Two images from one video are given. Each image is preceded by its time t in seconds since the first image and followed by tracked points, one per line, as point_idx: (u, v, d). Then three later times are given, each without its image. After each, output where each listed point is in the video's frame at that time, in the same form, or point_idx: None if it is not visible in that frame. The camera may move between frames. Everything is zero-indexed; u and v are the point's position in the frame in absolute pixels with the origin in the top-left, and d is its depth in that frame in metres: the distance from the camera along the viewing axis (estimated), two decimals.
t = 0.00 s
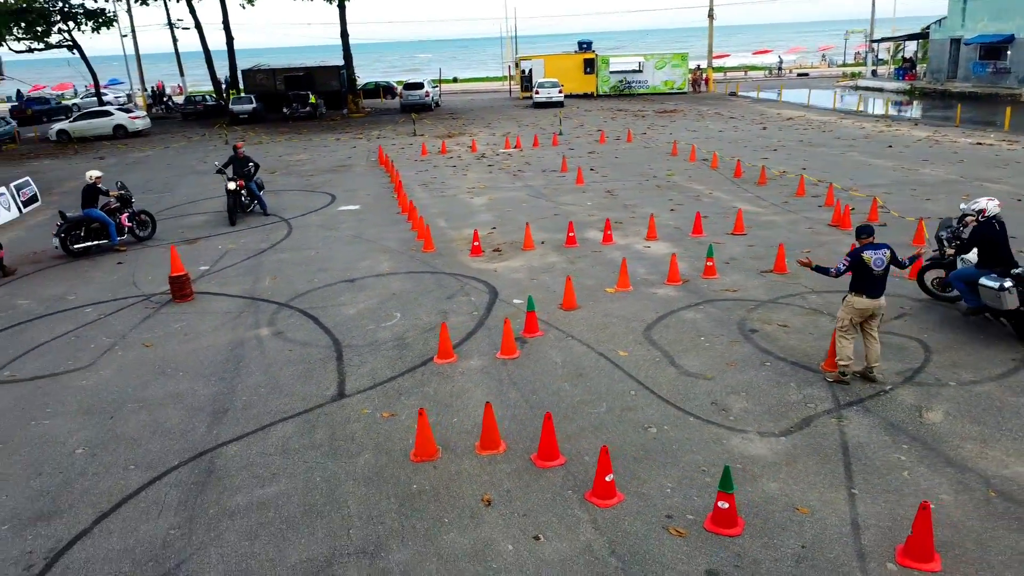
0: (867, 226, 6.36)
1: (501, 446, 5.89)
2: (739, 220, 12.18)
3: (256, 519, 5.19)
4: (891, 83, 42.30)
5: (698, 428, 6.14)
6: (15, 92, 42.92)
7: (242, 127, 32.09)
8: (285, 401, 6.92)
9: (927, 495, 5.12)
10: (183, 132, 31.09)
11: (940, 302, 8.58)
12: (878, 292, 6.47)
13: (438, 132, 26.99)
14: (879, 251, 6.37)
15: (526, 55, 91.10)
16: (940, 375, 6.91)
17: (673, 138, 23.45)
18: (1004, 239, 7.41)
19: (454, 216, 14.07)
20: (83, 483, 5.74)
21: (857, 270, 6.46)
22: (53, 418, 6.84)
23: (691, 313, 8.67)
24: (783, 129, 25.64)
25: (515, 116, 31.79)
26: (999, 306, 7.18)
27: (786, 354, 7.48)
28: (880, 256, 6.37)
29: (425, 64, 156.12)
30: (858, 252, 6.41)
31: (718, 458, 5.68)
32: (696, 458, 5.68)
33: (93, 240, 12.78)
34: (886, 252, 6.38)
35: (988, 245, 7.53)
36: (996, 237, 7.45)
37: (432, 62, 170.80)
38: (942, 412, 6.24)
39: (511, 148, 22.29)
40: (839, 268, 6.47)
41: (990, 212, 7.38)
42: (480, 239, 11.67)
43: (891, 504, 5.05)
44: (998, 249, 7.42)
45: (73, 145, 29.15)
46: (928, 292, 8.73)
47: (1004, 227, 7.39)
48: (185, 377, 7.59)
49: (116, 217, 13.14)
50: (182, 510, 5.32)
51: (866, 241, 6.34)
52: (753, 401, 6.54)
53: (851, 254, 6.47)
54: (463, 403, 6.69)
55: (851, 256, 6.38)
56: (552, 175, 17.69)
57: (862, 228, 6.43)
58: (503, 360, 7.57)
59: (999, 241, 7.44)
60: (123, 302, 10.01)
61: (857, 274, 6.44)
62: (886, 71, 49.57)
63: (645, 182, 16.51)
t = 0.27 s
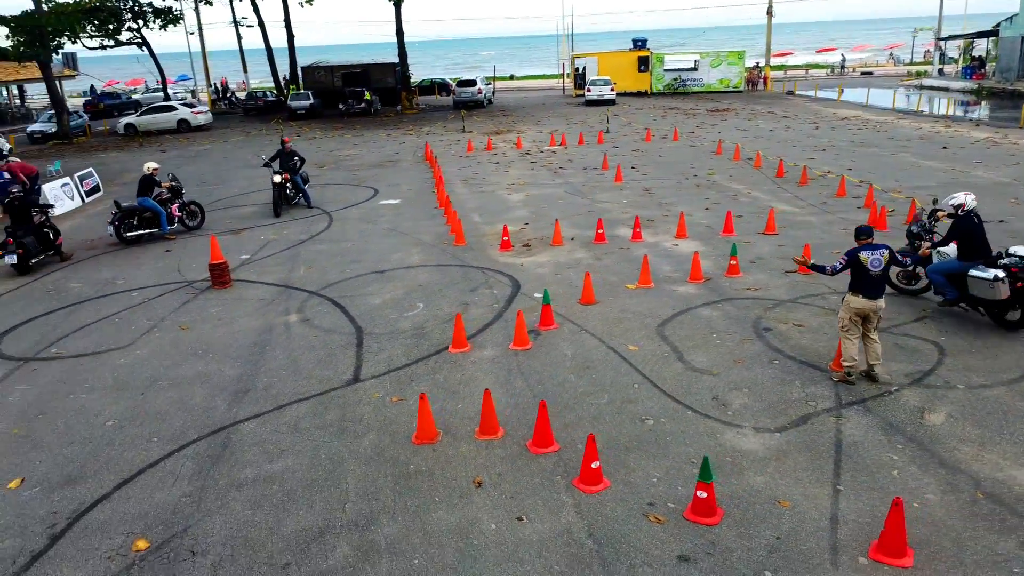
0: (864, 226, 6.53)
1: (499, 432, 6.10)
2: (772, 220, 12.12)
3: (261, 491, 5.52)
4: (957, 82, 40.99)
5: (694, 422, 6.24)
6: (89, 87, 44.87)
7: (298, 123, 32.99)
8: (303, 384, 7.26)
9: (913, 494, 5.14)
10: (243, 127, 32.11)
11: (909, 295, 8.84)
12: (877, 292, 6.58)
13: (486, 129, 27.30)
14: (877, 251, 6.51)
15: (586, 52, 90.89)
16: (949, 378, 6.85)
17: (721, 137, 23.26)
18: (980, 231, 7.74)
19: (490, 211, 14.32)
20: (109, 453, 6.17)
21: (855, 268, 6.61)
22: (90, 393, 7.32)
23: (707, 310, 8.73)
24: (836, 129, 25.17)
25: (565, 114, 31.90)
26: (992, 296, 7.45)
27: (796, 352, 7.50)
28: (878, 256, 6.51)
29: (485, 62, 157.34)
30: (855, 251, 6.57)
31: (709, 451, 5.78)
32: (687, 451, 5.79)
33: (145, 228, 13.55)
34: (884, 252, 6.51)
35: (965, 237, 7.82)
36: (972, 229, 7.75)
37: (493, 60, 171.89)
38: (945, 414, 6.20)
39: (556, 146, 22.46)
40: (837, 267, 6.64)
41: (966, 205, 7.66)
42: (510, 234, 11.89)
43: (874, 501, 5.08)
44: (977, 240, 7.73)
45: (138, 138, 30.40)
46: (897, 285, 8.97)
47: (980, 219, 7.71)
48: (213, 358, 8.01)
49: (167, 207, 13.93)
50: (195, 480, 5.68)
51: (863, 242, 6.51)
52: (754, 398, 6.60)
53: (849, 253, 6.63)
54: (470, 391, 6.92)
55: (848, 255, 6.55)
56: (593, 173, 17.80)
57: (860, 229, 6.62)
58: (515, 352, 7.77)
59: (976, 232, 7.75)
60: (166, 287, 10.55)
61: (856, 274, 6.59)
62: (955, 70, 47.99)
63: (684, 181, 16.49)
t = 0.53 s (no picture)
0: (871, 226, 6.54)
1: (500, 418, 6.30)
2: (805, 220, 12.02)
3: (269, 465, 5.85)
4: None
5: (693, 415, 6.34)
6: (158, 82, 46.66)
7: (353, 118, 33.72)
8: (322, 368, 7.59)
9: (899, 493, 5.16)
10: (299, 122, 32.99)
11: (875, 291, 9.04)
12: (883, 292, 6.58)
13: (535, 126, 27.52)
14: (883, 251, 6.51)
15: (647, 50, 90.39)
16: (960, 382, 6.78)
17: (769, 137, 22.99)
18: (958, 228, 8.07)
19: (525, 208, 14.52)
20: (137, 426, 6.60)
21: (861, 268, 6.62)
22: (126, 371, 7.80)
23: (725, 308, 8.77)
24: (891, 129, 24.60)
25: (616, 111, 31.88)
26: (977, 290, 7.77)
27: (806, 352, 7.50)
28: (884, 256, 6.51)
29: (545, 59, 157.54)
30: (861, 250, 6.59)
31: (702, 444, 5.88)
32: (680, 443, 5.90)
33: (195, 218, 14.23)
34: (891, 252, 6.51)
35: (944, 233, 8.12)
36: (951, 226, 8.08)
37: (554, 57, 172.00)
38: (948, 417, 6.17)
39: (601, 143, 22.53)
40: (843, 266, 6.66)
41: (946, 203, 7.99)
42: (540, 229, 12.07)
43: (859, 499, 5.12)
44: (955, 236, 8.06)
45: (200, 132, 31.53)
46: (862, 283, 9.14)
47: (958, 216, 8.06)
48: (242, 342, 8.42)
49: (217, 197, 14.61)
50: (210, 453, 6.04)
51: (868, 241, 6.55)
52: (756, 395, 6.66)
53: (857, 253, 6.64)
54: (478, 378, 7.14)
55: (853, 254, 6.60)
56: (633, 171, 17.85)
57: (867, 229, 6.63)
58: (528, 343, 7.96)
59: (955, 229, 8.08)
60: (207, 274, 11.06)
61: (862, 274, 6.61)
62: None
63: (724, 180, 16.42)
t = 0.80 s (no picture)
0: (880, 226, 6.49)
1: (502, 407, 6.49)
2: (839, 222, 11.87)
3: (279, 443, 6.16)
4: None
5: (692, 410, 6.43)
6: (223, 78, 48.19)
7: (406, 115, 34.29)
8: (342, 354, 7.90)
9: (885, 493, 5.17)
10: (353, 118, 33.72)
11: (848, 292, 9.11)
12: (890, 293, 6.53)
13: (583, 123, 27.58)
14: (892, 252, 6.47)
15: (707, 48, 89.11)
16: (971, 386, 6.70)
17: (820, 137, 22.58)
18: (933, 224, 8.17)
19: (561, 205, 14.66)
20: (163, 403, 7.01)
21: (869, 268, 6.58)
22: (160, 352, 8.25)
23: (743, 307, 8.78)
24: (951, 130, 23.86)
25: (667, 110, 31.67)
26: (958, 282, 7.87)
27: (817, 352, 7.49)
28: (893, 257, 6.47)
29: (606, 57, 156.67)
30: (870, 250, 6.55)
31: (696, 438, 5.97)
32: (674, 437, 6.00)
33: (242, 209, 14.79)
34: (899, 253, 6.47)
35: (921, 231, 8.21)
36: (926, 223, 8.17)
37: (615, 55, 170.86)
38: (951, 421, 6.12)
39: (646, 142, 22.49)
40: (851, 266, 6.62)
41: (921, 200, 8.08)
42: (571, 225, 12.20)
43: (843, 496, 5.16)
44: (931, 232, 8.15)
45: (258, 127, 32.51)
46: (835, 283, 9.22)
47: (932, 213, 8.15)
48: (270, 327, 8.80)
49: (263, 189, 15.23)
50: (226, 430, 6.39)
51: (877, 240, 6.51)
52: (759, 393, 6.70)
53: (865, 253, 6.59)
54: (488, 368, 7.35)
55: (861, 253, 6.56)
56: (674, 170, 17.80)
57: (876, 229, 6.58)
58: (541, 336, 8.13)
59: (930, 226, 8.17)
60: (246, 263, 11.53)
61: (870, 274, 6.57)
62: None
63: (765, 180, 16.25)
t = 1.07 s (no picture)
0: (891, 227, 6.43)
1: (506, 396, 6.68)
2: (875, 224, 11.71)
3: (291, 423, 6.47)
4: None
5: (692, 406, 6.51)
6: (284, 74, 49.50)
7: (459, 112, 34.73)
8: (362, 342, 8.20)
9: (871, 493, 5.19)
10: (407, 114, 34.30)
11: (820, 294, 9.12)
12: (898, 293, 6.49)
13: (632, 122, 27.54)
14: (901, 254, 6.39)
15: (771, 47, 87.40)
16: (982, 391, 6.61)
17: (873, 137, 22.11)
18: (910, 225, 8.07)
19: (597, 202, 14.76)
20: (190, 382, 7.41)
21: (877, 269, 6.53)
22: (194, 335, 8.69)
23: (762, 307, 8.78)
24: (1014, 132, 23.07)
25: (719, 109, 31.35)
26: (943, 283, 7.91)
27: (828, 353, 7.46)
28: (902, 259, 6.40)
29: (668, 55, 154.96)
30: (880, 252, 6.48)
31: (691, 432, 6.05)
32: (669, 430, 6.10)
33: (287, 201, 15.34)
34: (909, 256, 6.39)
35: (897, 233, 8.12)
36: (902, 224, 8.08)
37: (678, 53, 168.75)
38: (953, 425, 6.06)
39: (693, 141, 22.37)
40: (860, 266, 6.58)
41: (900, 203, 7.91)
42: (601, 223, 12.30)
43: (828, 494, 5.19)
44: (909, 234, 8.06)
45: (314, 122, 33.35)
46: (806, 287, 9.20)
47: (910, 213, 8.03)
48: (299, 315, 9.17)
49: (309, 182, 15.76)
50: (244, 410, 6.74)
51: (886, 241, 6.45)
52: (762, 391, 6.74)
53: (874, 253, 6.54)
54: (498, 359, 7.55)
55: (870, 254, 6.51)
56: (716, 169, 17.70)
57: (886, 230, 6.51)
58: (556, 330, 8.29)
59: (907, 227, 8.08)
60: (285, 253, 11.98)
61: (878, 276, 6.52)
62: None
63: (807, 181, 16.05)
